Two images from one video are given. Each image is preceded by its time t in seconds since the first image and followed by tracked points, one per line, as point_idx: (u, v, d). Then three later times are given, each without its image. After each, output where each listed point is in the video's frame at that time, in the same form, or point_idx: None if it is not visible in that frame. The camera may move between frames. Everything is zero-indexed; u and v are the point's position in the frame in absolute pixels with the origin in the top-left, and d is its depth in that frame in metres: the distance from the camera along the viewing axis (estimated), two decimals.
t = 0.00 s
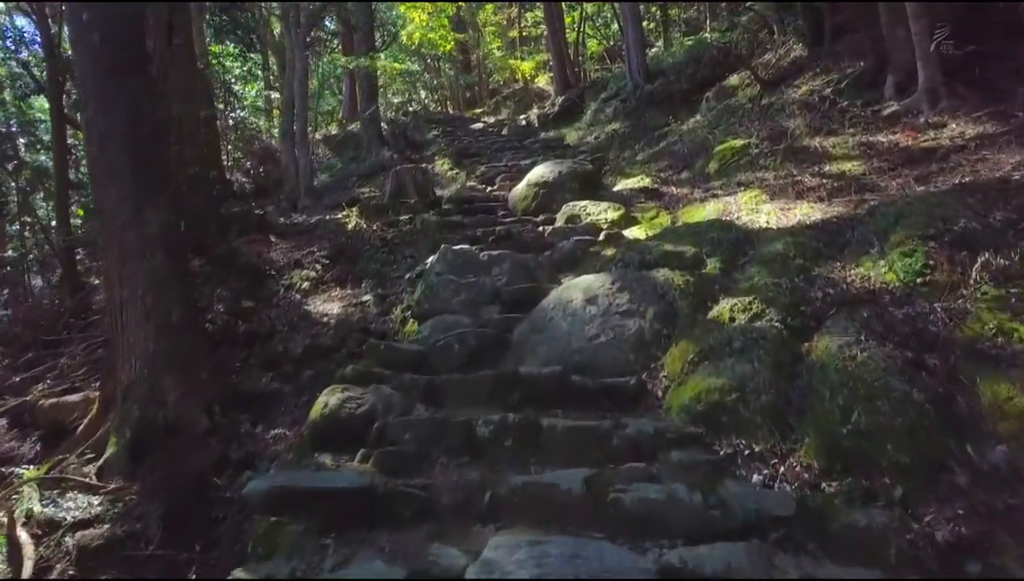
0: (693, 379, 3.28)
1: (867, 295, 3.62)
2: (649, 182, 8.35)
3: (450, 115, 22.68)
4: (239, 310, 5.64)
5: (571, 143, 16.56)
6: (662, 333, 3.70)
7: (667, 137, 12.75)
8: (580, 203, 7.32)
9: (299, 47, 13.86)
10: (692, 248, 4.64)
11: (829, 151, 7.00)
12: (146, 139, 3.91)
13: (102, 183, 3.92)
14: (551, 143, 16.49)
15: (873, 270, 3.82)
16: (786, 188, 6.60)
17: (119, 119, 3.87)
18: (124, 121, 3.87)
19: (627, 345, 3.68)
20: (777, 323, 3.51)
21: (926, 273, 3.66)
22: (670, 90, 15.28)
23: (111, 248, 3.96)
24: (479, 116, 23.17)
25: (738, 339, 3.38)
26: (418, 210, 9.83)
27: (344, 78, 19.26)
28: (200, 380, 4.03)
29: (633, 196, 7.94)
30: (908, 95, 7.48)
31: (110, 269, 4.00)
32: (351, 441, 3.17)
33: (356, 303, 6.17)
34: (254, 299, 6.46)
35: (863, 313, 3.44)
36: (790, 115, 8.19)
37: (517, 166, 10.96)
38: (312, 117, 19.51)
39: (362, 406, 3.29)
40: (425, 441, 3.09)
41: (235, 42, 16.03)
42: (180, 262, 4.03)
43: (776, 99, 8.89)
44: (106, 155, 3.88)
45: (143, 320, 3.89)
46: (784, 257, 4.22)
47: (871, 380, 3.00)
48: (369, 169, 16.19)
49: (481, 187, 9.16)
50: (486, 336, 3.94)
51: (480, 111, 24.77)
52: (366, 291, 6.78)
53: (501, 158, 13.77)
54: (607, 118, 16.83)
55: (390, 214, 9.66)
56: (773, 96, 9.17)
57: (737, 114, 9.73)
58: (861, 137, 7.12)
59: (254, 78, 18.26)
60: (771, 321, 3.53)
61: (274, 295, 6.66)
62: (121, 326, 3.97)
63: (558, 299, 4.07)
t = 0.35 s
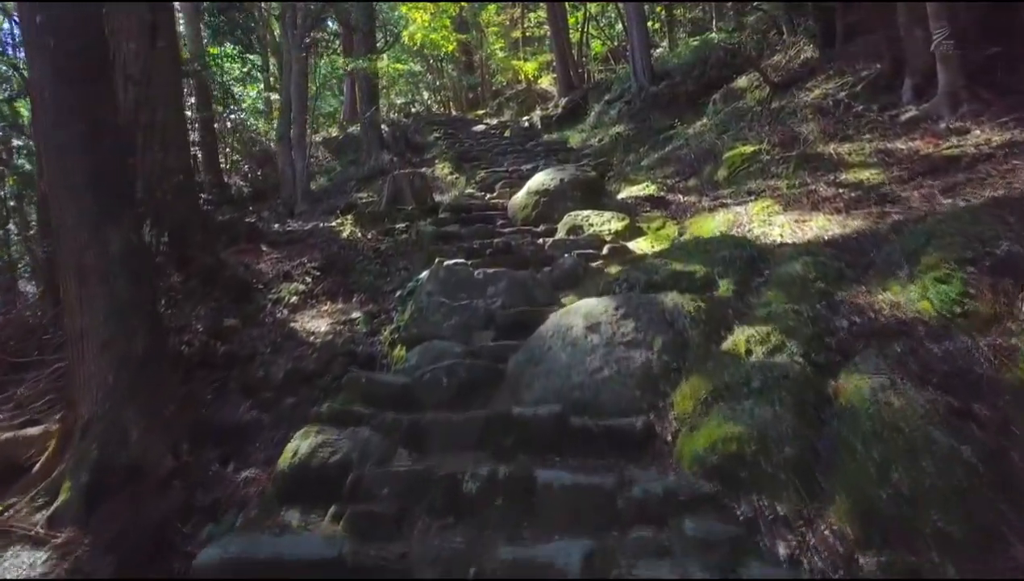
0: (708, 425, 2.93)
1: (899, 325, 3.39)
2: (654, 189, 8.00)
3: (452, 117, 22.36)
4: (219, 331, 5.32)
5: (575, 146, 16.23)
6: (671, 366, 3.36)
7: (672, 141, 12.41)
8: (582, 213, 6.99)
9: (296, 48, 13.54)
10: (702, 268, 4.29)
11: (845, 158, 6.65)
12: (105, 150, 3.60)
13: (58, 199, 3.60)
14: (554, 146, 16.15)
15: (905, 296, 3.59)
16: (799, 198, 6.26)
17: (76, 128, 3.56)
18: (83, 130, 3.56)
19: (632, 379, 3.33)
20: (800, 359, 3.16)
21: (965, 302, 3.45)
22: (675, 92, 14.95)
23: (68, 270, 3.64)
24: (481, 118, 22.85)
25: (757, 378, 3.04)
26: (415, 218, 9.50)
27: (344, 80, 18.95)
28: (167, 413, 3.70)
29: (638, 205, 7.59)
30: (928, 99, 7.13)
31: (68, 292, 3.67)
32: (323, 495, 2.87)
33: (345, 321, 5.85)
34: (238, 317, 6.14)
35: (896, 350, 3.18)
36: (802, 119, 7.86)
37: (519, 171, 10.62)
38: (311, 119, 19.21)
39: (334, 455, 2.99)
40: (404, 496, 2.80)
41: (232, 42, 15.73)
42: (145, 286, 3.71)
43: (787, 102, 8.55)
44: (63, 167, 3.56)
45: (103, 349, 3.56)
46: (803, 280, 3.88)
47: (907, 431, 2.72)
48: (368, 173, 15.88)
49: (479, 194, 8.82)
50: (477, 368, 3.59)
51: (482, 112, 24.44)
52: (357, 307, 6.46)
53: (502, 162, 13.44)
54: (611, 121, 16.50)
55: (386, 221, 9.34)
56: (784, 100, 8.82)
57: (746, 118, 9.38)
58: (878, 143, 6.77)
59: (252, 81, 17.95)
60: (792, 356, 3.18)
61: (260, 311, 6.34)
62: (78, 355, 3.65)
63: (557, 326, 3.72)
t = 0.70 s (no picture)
0: (727, 487, 2.59)
1: (946, 366, 3.10)
2: (663, 197, 7.64)
3: (457, 119, 22.06)
4: (200, 354, 4.99)
5: (581, 149, 15.88)
6: (685, 408, 3.01)
7: (682, 144, 12.05)
8: (588, 224, 6.64)
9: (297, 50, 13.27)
10: (717, 291, 3.95)
11: (865, 167, 6.29)
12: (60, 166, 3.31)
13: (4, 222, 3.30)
14: (560, 149, 15.81)
15: (948, 330, 3.28)
16: (820, 209, 5.89)
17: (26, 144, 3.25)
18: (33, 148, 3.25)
19: (643, 423, 2.98)
20: (831, 405, 2.81)
21: None
22: (685, 94, 14.60)
23: (17, 300, 3.35)
24: (486, 120, 22.54)
25: (784, 428, 2.69)
26: (415, 226, 9.18)
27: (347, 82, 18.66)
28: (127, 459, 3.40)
29: (646, 214, 7.24)
30: (952, 103, 6.76)
31: (18, 325, 3.39)
32: (287, 557, 2.43)
33: (336, 342, 5.52)
34: (224, 336, 5.81)
35: (942, 396, 2.88)
36: (818, 125, 7.51)
37: (522, 177, 10.28)
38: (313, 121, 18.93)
39: (304, 517, 2.60)
40: (384, 564, 2.29)
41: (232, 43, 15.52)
42: (104, 316, 3.42)
43: (802, 106, 8.18)
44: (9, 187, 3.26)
45: (57, 388, 3.28)
46: (830, 308, 3.53)
47: (974, 510, 2.42)
48: (371, 177, 15.56)
49: (481, 202, 8.49)
50: (470, 409, 3.25)
51: (488, 113, 24.13)
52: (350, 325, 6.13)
53: (507, 166, 13.11)
54: (618, 123, 16.15)
55: (385, 230, 9.02)
56: (799, 103, 8.46)
57: (759, 122, 9.01)
58: (901, 150, 6.41)
59: (253, 83, 17.72)
60: (822, 401, 2.82)
61: (247, 330, 6.02)
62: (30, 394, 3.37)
63: (557, 360, 3.37)
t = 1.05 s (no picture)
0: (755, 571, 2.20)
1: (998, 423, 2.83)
2: (672, 208, 7.26)
3: (460, 121, 21.72)
4: (175, 382, 4.65)
5: (587, 152, 15.50)
6: (702, 466, 2.65)
7: (690, 149, 11.66)
8: (593, 237, 6.28)
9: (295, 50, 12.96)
10: (734, 322, 3.58)
11: (888, 177, 5.91)
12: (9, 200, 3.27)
13: None
14: (565, 153, 15.43)
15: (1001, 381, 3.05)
16: (842, 222, 5.51)
17: None
18: None
19: (653, 483, 2.61)
20: (873, 470, 2.48)
21: None
22: (693, 95, 14.21)
23: None
24: (490, 122, 22.19)
25: (818, 500, 2.35)
26: (413, 236, 8.82)
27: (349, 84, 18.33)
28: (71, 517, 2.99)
29: (654, 226, 6.86)
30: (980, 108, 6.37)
31: None
32: None
33: (322, 366, 5.17)
34: (205, 358, 5.47)
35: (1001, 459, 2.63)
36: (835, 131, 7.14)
37: (525, 184, 9.91)
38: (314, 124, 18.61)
39: None
40: None
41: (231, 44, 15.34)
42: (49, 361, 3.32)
43: (818, 111, 7.80)
44: None
45: None
46: (862, 345, 3.18)
47: None
48: (371, 181, 15.22)
49: (481, 211, 8.13)
50: (460, 463, 2.89)
51: (492, 115, 23.76)
52: (340, 346, 5.77)
53: (509, 171, 12.75)
54: (624, 126, 15.76)
55: (381, 240, 8.68)
56: (814, 108, 8.07)
57: (771, 127, 8.62)
58: (927, 158, 6.02)
59: (252, 86, 17.52)
60: (864, 466, 2.49)
61: (230, 352, 5.68)
62: None
63: (557, 407, 3.01)
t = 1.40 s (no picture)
0: None
1: None
2: (681, 219, 6.87)
3: (463, 123, 21.36)
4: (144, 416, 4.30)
5: (591, 156, 15.12)
6: (723, 544, 2.32)
7: (698, 154, 11.27)
8: (596, 251, 5.90)
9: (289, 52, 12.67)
10: (755, 358, 3.18)
11: (913, 189, 5.53)
12: None
13: None
14: (569, 157, 15.05)
15: None
16: (864, 237, 5.13)
17: None
18: None
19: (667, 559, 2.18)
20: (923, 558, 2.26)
21: None
22: (700, 98, 13.80)
23: None
24: (493, 124, 21.83)
25: None
26: (410, 247, 8.46)
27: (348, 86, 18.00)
28: None
29: (662, 240, 6.48)
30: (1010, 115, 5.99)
31: None
32: None
33: (304, 395, 4.81)
34: (181, 384, 5.13)
35: None
36: (854, 138, 6.76)
37: (527, 191, 9.53)
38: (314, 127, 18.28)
39: None
40: None
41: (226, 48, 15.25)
42: None
43: (834, 116, 7.42)
44: None
45: None
46: (902, 393, 2.81)
47: None
48: (371, 186, 14.87)
49: (480, 222, 7.76)
50: (441, 530, 2.47)
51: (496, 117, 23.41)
52: (326, 371, 5.42)
53: (512, 176, 12.39)
54: (629, 129, 15.38)
55: (376, 250, 8.33)
56: (830, 113, 7.66)
57: (785, 133, 8.23)
58: (955, 169, 5.64)
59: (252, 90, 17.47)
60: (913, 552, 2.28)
61: (209, 378, 5.32)
62: None
63: (554, 464, 2.62)
